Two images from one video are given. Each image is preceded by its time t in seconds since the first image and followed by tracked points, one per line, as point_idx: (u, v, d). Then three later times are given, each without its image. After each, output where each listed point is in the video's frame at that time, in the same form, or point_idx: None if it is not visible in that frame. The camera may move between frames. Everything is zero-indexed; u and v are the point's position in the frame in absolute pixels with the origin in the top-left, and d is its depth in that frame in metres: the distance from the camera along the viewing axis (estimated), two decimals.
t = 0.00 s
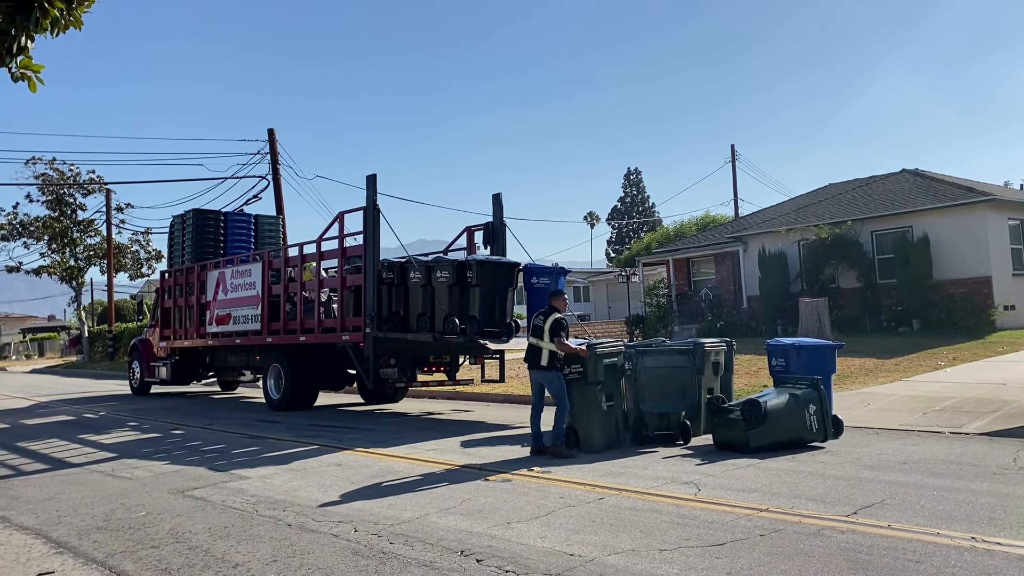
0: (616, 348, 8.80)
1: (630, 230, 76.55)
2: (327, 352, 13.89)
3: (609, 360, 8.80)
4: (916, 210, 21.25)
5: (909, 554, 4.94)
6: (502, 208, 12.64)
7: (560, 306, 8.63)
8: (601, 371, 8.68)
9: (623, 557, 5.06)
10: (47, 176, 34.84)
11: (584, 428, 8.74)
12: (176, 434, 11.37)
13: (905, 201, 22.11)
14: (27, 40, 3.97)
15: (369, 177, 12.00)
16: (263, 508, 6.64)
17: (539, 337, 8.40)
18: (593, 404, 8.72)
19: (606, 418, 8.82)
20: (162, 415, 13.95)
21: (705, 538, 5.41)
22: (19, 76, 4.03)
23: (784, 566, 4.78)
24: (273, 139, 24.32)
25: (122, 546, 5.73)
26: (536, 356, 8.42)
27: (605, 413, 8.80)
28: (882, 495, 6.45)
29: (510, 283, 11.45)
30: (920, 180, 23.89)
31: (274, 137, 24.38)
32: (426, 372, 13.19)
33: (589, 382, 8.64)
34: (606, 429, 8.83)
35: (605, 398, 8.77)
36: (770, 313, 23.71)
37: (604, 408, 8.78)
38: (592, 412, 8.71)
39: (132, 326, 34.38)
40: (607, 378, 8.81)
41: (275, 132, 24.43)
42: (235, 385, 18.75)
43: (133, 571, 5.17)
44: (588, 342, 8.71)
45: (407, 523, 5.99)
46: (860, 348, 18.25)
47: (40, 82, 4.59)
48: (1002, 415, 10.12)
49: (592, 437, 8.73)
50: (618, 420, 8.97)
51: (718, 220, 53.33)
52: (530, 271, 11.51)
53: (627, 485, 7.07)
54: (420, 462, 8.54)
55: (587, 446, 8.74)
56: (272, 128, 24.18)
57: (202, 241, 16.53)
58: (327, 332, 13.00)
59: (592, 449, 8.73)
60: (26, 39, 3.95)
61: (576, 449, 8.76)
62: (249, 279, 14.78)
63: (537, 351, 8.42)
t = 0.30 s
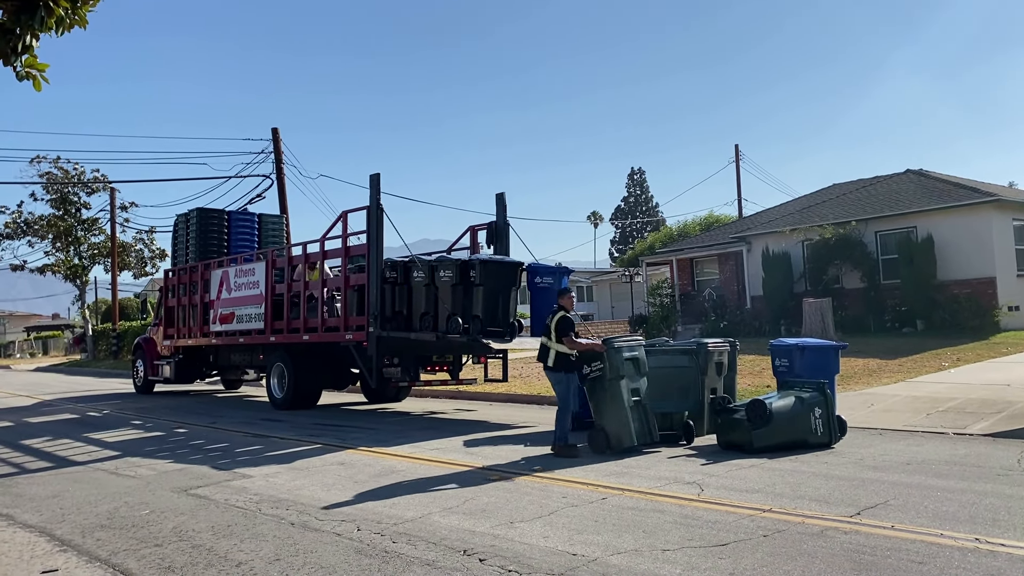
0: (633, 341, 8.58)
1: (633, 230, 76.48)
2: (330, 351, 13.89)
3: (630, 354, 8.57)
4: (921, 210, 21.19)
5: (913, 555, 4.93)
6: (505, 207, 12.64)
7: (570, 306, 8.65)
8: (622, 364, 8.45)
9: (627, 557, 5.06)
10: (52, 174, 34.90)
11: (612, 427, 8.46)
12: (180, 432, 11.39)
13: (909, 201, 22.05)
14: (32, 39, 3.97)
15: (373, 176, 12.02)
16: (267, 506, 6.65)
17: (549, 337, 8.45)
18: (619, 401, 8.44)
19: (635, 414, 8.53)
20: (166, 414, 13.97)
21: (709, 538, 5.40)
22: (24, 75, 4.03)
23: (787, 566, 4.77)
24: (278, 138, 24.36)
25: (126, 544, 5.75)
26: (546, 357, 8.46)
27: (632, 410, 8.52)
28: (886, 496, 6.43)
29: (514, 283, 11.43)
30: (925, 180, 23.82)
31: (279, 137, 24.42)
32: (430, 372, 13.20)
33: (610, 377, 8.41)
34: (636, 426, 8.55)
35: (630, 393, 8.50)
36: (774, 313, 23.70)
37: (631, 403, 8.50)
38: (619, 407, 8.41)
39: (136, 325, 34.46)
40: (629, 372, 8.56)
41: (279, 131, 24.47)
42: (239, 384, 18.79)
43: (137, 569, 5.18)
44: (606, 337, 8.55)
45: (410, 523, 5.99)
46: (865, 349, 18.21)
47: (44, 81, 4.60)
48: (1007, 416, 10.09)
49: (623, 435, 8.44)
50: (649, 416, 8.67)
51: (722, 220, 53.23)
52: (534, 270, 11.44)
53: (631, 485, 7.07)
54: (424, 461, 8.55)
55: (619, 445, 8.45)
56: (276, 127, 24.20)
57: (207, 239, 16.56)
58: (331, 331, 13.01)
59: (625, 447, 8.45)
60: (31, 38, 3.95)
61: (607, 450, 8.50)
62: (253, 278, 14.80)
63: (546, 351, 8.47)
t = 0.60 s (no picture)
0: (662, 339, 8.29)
1: (638, 230, 76.39)
2: (334, 351, 13.91)
3: (661, 352, 8.28)
4: (927, 211, 21.12)
5: (917, 557, 4.92)
6: (509, 207, 12.63)
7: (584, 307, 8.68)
8: (651, 362, 8.16)
9: (630, 558, 5.05)
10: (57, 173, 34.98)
11: (646, 429, 8.14)
12: (184, 432, 11.41)
13: (915, 203, 21.99)
14: (38, 39, 3.96)
15: (377, 176, 12.01)
16: (271, 506, 6.66)
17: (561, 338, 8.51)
18: (651, 401, 8.13)
19: (670, 414, 8.18)
20: (170, 413, 14.00)
21: (712, 539, 5.38)
22: (31, 75, 4.04)
23: (791, 568, 4.76)
24: (283, 138, 24.40)
25: (130, 543, 5.75)
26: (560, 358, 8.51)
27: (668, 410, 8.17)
28: (890, 498, 6.41)
29: (518, 283, 11.41)
30: (930, 181, 23.77)
31: (284, 136, 24.45)
32: (433, 372, 13.20)
33: (641, 377, 8.13)
34: (673, 426, 8.20)
35: (663, 392, 8.18)
36: (778, 314, 23.69)
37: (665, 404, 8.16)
38: (651, 407, 8.08)
39: (141, 324, 34.55)
40: (661, 371, 8.25)
41: (284, 131, 24.51)
42: (243, 383, 18.82)
43: (141, 567, 5.19)
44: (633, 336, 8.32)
45: (414, 522, 5.99)
46: (870, 350, 18.16)
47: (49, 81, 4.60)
48: (1012, 418, 10.06)
49: (658, 436, 8.09)
50: (686, 415, 8.32)
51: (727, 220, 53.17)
52: (538, 271, 11.52)
53: (634, 486, 7.07)
54: (427, 461, 8.55)
55: (655, 446, 8.12)
56: (281, 127, 24.22)
57: (211, 238, 16.59)
58: (335, 331, 13.01)
59: (661, 449, 8.11)
60: (37, 37, 3.95)
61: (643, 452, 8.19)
62: (257, 278, 14.81)
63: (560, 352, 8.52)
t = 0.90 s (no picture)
0: (690, 342, 8.05)
1: (643, 232, 76.37)
2: (339, 351, 13.92)
3: (689, 356, 8.03)
4: (933, 213, 21.06)
5: (922, 560, 4.91)
6: (514, 208, 12.64)
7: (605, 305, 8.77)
8: (674, 364, 7.96)
9: (634, 560, 5.04)
10: (63, 173, 35.09)
11: (669, 433, 7.88)
12: (189, 431, 11.43)
13: (920, 205, 21.92)
14: (46, 39, 3.98)
15: (382, 176, 12.02)
16: (275, 506, 6.67)
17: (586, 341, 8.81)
18: (676, 404, 7.90)
19: (697, 419, 7.84)
20: (175, 412, 14.02)
21: (716, 541, 5.38)
22: (38, 75, 4.05)
23: (795, 571, 4.75)
24: (288, 138, 24.46)
25: (135, 542, 5.77)
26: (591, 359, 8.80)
27: (695, 415, 7.84)
28: (895, 501, 6.39)
29: (522, 284, 11.42)
30: (936, 184, 23.70)
31: (289, 137, 24.51)
32: (438, 373, 13.20)
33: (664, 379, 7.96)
34: (702, 433, 7.81)
35: (689, 396, 7.89)
36: (784, 316, 23.56)
37: (691, 408, 7.85)
38: (672, 410, 7.83)
39: (146, 323, 34.67)
40: (689, 374, 7.96)
41: (289, 131, 24.56)
42: (248, 384, 18.84)
43: (146, 566, 5.20)
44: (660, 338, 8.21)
45: (418, 523, 6.00)
46: (875, 353, 18.12)
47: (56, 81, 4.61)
48: (1018, 421, 10.02)
49: (681, 441, 7.78)
50: (718, 421, 7.92)
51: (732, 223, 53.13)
52: (542, 272, 11.50)
53: (639, 488, 7.06)
54: (432, 462, 8.55)
55: (679, 451, 7.79)
56: (287, 128, 24.26)
57: (217, 238, 16.63)
58: (339, 331, 13.03)
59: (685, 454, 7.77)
60: (45, 37, 3.96)
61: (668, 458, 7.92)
62: (262, 278, 14.83)
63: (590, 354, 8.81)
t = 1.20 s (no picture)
0: (711, 348, 7.74)
1: (648, 234, 76.30)
2: (344, 352, 13.93)
3: (708, 362, 7.76)
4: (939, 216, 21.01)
5: (927, 564, 4.89)
6: (519, 210, 12.64)
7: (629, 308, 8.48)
8: (691, 372, 7.72)
9: (638, 562, 5.03)
10: (69, 173, 35.17)
11: (682, 441, 7.76)
12: (194, 431, 11.44)
13: (926, 208, 21.87)
14: (53, 39, 3.98)
15: (388, 177, 12.03)
16: (280, 506, 6.67)
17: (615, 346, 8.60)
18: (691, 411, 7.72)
19: (712, 428, 7.67)
20: (180, 412, 14.04)
21: (721, 544, 5.37)
22: (45, 75, 4.06)
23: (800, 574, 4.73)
24: (294, 138, 24.50)
25: (139, 542, 5.78)
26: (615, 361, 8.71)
27: (710, 424, 7.67)
28: (900, 505, 6.37)
29: (527, 285, 11.44)
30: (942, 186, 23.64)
31: (294, 137, 24.54)
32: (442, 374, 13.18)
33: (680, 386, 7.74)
34: (716, 441, 7.67)
35: (705, 404, 7.68)
36: (787, 318, 23.60)
37: (706, 416, 7.67)
38: (686, 419, 7.66)
39: (151, 323, 34.78)
40: (707, 381, 7.74)
41: (295, 132, 24.60)
42: (252, 383, 18.86)
43: (151, 566, 5.20)
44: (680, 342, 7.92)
45: (422, 524, 6.00)
46: (880, 356, 18.08)
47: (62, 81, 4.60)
48: None
49: (693, 450, 7.66)
50: (734, 430, 7.75)
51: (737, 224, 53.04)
52: (547, 273, 11.47)
53: (643, 489, 7.04)
54: (436, 462, 8.55)
55: (691, 460, 7.69)
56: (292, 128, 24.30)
57: (222, 238, 16.67)
58: (344, 331, 13.04)
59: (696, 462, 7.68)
60: (52, 37, 3.97)
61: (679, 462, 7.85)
62: (268, 278, 14.85)
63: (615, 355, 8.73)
